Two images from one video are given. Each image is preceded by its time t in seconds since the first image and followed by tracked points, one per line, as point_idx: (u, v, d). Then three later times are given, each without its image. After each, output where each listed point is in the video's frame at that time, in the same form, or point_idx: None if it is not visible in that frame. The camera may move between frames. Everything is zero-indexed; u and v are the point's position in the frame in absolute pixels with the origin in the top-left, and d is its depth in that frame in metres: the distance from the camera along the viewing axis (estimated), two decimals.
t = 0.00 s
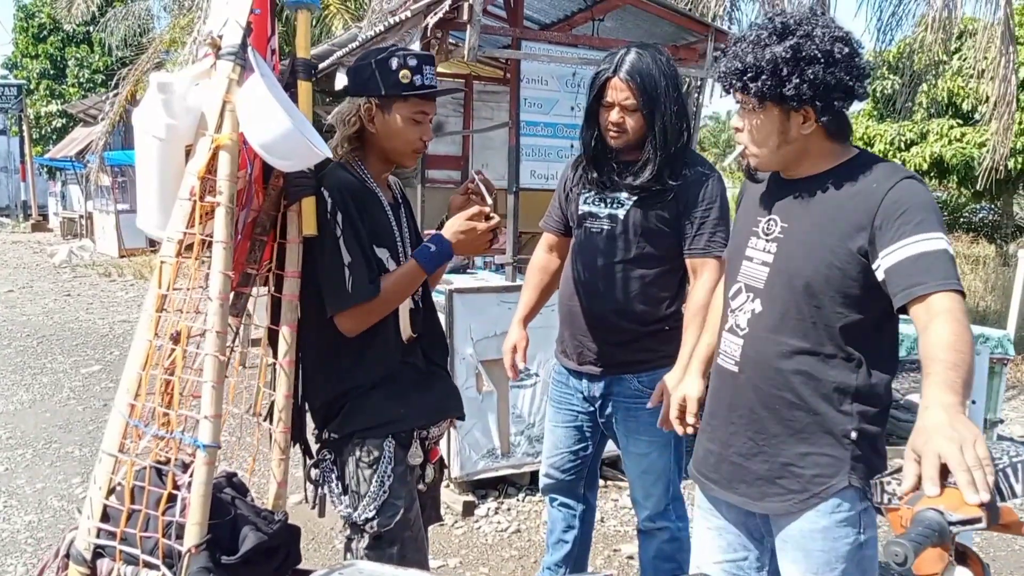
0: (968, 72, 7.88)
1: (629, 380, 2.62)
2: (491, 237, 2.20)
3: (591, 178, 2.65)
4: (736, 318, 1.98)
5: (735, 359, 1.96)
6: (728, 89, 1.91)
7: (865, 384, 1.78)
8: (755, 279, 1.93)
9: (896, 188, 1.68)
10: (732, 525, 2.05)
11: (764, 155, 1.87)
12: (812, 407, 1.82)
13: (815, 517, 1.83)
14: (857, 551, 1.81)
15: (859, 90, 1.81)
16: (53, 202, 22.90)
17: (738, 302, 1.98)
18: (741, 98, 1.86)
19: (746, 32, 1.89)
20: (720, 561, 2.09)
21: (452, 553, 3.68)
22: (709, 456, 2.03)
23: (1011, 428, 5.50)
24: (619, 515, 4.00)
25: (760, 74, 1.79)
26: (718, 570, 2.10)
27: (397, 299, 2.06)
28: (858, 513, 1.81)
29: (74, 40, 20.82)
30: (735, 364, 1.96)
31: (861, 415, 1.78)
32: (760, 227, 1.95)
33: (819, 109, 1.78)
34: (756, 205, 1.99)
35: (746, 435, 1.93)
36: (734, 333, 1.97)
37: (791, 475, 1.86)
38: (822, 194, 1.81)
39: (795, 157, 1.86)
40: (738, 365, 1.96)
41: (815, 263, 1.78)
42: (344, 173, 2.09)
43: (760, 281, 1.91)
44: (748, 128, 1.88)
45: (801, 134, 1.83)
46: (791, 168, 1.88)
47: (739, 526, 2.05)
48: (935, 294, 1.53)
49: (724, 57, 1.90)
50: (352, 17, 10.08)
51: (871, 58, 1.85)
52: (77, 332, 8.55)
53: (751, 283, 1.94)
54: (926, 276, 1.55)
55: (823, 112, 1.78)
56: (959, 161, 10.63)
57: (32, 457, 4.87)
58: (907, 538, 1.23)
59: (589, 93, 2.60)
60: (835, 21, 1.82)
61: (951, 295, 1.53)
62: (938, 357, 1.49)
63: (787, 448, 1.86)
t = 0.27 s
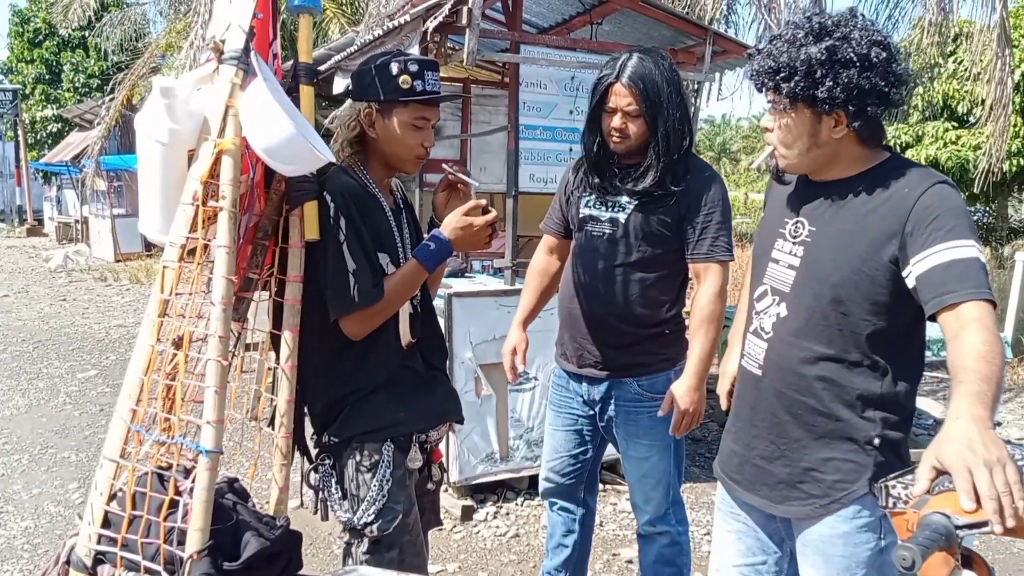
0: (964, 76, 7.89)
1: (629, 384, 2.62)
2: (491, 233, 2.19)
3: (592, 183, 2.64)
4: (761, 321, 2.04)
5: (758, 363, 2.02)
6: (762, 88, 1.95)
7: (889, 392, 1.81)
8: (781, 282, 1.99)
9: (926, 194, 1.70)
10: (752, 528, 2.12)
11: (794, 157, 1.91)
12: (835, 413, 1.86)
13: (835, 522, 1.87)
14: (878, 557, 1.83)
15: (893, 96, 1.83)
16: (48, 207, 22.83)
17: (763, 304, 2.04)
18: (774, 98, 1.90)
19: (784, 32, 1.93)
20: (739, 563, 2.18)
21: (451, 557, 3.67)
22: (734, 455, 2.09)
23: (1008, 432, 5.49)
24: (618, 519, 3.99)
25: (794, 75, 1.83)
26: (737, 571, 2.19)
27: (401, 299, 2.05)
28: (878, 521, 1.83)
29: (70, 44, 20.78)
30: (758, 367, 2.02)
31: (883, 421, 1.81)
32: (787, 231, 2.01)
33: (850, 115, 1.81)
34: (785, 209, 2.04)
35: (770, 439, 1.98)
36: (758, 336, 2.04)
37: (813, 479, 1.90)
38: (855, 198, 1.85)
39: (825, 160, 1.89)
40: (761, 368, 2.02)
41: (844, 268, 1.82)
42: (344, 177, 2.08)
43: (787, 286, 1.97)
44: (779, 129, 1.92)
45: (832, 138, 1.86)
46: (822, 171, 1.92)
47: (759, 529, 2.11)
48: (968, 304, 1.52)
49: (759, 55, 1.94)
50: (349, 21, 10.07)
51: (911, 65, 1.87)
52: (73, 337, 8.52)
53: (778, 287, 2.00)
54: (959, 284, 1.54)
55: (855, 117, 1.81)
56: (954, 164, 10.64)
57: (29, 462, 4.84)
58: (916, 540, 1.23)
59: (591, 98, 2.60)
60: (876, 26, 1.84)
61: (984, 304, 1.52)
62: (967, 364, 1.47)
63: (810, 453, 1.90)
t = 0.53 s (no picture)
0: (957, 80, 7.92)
1: (627, 387, 2.61)
2: (486, 220, 2.19)
3: (589, 183, 2.65)
4: (779, 323, 2.05)
5: (775, 366, 2.04)
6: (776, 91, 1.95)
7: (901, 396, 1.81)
8: (797, 286, 2.00)
9: (942, 196, 1.70)
10: (761, 526, 2.13)
11: (808, 162, 1.92)
12: (847, 417, 1.87)
13: (849, 525, 1.88)
14: (888, 562, 1.86)
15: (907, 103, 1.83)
16: (40, 210, 22.74)
17: (781, 307, 2.06)
18: (790, 103, 1.91)
19: (800, 35, 1.93)
20: (742, 559, 2.18)
21: (449, 561, 3.66)
22: (752, 454, 2.11)
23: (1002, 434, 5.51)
24: (616, 522, 3.98)
25: (809, 80, 1.83)
26: (739, 568, 2.18)
27: (404, 294, 2.04)
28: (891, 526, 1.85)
29: (62, 46, 20.69)
30: (775, 370, 2.04)
31: (898, 426, 1.82)
32: (802, 234, 2.03)
33: (864, 121, 1.82)
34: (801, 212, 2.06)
35: (785, 441, 2.00)
36: (775, 339, 2.06)
37: (825, 482, 1.92)
38: (867, 204, 1.86)
39: (839, 166, 1.90)
40: (777, 370, 2.04)
41: (857, 274, 1.83)
42: (343, 176, 2.07)
43: (803, 288, 1.98)
44: (794, 134, 1.92)
45: (847, 144, 1.87)
46: (836, 177, 1.93)
47: (769, 530, 2.11)
48: (985, 310, 1.52)
49: (776, 58, 1.94)
50: (343, 24, 10.05)
51: (929, 71, 1.87)
52: (66, 340, 8.48)
53: (795, 290, 2.01)
54: (972, 290, 1.54)
55: (870, 124, 1.82)
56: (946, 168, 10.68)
57: (22, 466, 4.82)
58: (920, 544, 1.23)
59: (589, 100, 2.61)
60: (893, 32, 1.85)
61: (997, 310, 1.51)
62: (977, 371, 1.48)
63: (824, 456, 1.92)
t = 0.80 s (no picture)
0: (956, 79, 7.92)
1: (626, 386, 2.61)
2: (483, 205, 2.17)
3: (591, 179, 2.64)
4: (785, 320, 2.06)
5: (780, 363, 2.04)
6: (783, 89, 1.96)
7: (904, 394, 1.82)
8: (804, 283, 2.00)
9: (946, 190, 1.71)
10: (762, 521, 2.13)
11: (815, 160, 1.92)
12: (850, 414, 1.87)
13: (851, 521, 1.88)
14: (890, 560, 1.85)
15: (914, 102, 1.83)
16: (36, 208, 22.67)
17: (788, 305, 2.06)
18: (797, 102, 1.91)
19: (808, 34, 1.93)
20: (744, 554, 2.19)
21: (447, 560, 3.66)
22: (757, 451, 2.11)
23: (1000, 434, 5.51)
24: (614, 521, 3.98)
25: (816, 78, 1.83)
26: (741, 564, 2.20)
27: (406, 283, 2.04)
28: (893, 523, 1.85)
29: (58, 44, 20.62)
30: (780, 367, 2.04)
31: (902, 423, 1.81)
32: (808, 232, 2.03)
33: (871, 119, 1.82)
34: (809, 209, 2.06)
35: (789, 437, 2.00)
36: (781, 337, 2.06)
37: (829, 479, 1.92)
38: (873, 200, 1.86)
39: (847, 165, 1.90)
40: (782, 368, 2.04)
41: (861, 270, 1.83)
42: (342, 169, 2.07)
43: (810, 286, 1.98)
44: (801, 133, 1.93)
45: (854, 143, 1.87)
46: (844, 175, 1.93)
47: (770, 526, 2.12)
48: (987, 304, 1.52)
49: (782, 58, 1.95)
50: (341, 22, 10.01)
51: (936, 70, 1.87)
52: (62, 338, 8.45)
53: (801, 287, 2.01)
54: (970, 285, 1.54)
55: (876, 121, 1.82)
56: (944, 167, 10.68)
57: (19, 465, 4.80)
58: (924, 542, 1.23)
59: (592, 97, 2.61)
60: (900, 31, 1.85)
61: (995, 305, 1.51)
62: (975, 365, 1.48)
63: (826, 453, 1.92)
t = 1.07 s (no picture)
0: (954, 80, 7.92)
1: (626, 387, 2.62)
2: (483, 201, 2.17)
3: (592, 179, 2.65)
4: (782, 318, 2.06)
5: (779, 359, 2.04)
6: (781, 87, 1.96)
7: (903, 391, 1.82)
8: (802, 280, 2.00)
9: (940, 183, 1.72)
10: (773, 525, 2.13)
11: (813, 158, 1.93)
12: (849, 412, 1.87)
13: (850, 519, 1.89)
14: (887, 558, 1.87)
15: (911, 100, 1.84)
16: (34, 209, 22.64)
17: (785, 302, 2.06)
18: (795, 99, 1.91)
19: (806, 34, 1.93)
20: (757, 559, 2.20)
21: (447, 560, 3.66)
22: (755, 448, 2.11)
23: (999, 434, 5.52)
24: (614, 522, 3.99)
25: (815, 76, 1.84)
26: (755, 567, 2.21)
27: (410, 279, 2.04)
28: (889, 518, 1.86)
29: (56, 44, 20.58)
30: (778, 362, 2.04)
31: (901, 419, 1.82)
32: (805, 229, 2.03)
33: (869, 118, 1.83)
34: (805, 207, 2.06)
35: (786, 433, 2.00)
36: (779, 332, 2.06)
37: (826, 475, 1.92)
38: (871, 193, 1.86)
39: (843, 162, 1.91)
40: (780, 364, 2.04)
41: (858, 264, 1.84)
42: (344, 168, 2.07)
43: (807, 282, 1.98)
44: (798, 130, 1.93)
45: (851, 142, 1.87)
46: (840, 173, 1.94)
47: (779, 530, 2.13)
48: (982, 288, 1.55)
49: (781, 57, 1.95)
50: (339, 22, 10.01)
51: (930, 70, 1.88)
52: (61, 339, 8.44)
53: (798, 283, 2.02)
54: (967, 270, 1.57)
55: (874, 119, 1.83)
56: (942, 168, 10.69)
57: (18, 466, 4.80)
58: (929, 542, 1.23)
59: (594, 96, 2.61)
60: (896, 30, 1.86)
61: (991, 289, 1.54)
62: (973, 350, 1.50)
63: (822, 449, 1.93)
